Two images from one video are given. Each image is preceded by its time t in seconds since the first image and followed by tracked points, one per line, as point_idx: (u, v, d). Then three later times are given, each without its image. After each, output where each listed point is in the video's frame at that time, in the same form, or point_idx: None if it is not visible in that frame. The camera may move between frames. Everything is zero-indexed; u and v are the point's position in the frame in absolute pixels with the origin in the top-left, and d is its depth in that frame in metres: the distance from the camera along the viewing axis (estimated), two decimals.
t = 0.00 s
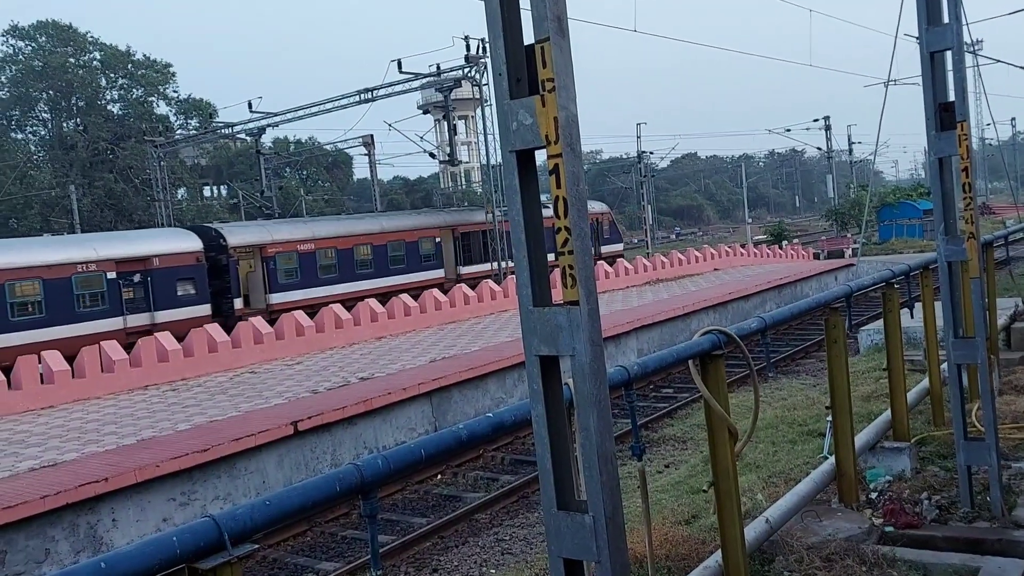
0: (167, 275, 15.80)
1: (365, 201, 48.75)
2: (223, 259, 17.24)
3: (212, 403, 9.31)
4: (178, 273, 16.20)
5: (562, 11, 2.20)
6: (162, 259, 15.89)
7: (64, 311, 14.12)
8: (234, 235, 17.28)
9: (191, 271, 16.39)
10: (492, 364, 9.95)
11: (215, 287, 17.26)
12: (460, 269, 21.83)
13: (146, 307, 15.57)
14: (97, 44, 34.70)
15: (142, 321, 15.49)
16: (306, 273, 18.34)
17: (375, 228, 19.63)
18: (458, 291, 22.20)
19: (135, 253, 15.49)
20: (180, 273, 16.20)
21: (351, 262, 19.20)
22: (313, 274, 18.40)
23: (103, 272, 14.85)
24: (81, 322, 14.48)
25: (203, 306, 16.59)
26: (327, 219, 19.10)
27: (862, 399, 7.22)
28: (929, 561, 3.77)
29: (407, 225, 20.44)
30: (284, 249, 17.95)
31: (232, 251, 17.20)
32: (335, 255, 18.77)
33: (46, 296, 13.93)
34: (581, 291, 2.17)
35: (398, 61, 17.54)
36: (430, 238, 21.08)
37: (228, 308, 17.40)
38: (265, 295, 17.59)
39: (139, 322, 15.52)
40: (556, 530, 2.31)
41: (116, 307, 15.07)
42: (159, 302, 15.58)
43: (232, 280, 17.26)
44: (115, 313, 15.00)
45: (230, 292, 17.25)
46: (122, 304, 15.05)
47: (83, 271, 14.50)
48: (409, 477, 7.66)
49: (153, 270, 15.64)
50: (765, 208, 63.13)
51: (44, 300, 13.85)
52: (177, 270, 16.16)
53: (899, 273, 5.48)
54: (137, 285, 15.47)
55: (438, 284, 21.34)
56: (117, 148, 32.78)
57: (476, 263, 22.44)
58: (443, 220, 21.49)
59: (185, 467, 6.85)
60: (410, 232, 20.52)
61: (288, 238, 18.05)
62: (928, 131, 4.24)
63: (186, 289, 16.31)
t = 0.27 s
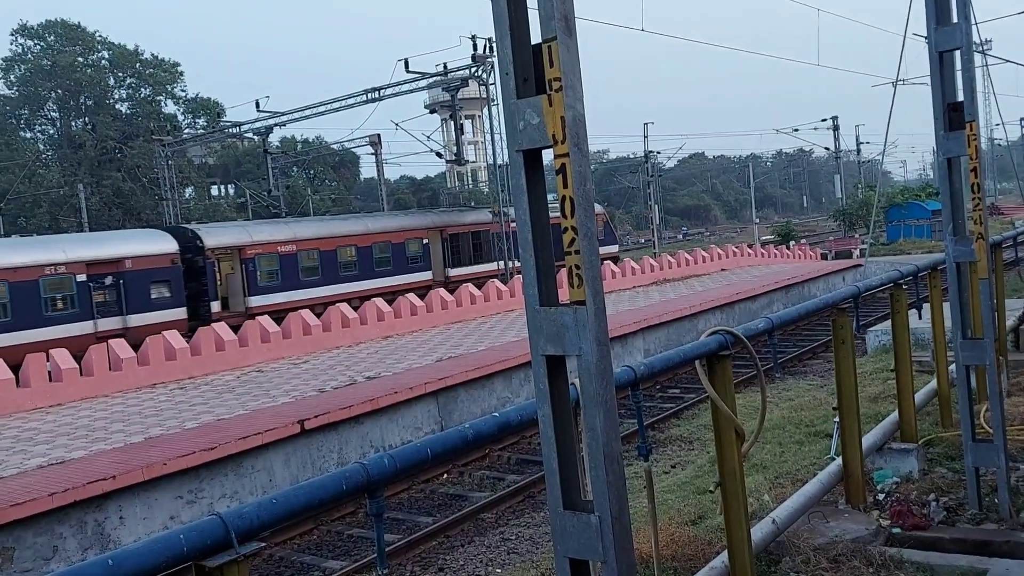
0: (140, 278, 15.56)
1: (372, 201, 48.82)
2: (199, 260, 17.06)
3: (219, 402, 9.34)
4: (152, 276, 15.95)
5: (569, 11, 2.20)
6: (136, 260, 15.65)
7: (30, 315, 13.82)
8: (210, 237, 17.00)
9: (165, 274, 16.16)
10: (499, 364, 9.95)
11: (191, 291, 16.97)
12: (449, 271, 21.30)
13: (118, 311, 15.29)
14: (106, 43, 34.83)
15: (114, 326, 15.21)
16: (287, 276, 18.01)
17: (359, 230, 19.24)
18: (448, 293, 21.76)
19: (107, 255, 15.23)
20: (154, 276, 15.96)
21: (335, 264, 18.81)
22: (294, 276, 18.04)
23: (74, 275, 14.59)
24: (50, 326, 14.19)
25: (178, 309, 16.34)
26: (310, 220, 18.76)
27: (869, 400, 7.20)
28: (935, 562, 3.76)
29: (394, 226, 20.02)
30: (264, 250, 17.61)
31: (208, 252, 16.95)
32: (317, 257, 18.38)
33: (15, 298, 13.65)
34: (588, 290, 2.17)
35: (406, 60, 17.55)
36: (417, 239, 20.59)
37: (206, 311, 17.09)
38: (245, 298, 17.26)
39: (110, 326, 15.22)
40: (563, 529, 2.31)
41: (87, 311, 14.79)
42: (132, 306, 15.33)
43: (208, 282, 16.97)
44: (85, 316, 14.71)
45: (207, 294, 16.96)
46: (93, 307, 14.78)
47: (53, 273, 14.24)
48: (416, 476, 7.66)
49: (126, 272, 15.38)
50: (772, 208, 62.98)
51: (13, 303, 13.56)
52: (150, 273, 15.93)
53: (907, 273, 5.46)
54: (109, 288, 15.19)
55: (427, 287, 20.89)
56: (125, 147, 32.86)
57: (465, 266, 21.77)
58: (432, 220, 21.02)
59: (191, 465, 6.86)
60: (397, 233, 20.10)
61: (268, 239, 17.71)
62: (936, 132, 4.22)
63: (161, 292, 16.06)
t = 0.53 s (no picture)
0: (109, 282, 15.10)
1: (377, 201, 48.88)
2: (172, 263, 16.38)
3: (225, 401, 9.36)
4: (121, 279, 15.49)
5: (574, 11, 2.20)
6: (105, 264, 15.20)
7: None
8: (185, 239, 16.55)
9: (136, 278, 15.70)
10: (503, 364, 9.95)
11: (164, 295, 16.41)
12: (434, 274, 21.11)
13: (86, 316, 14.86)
14: (112, 43, 34.93)
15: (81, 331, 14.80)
16: (265, 279, 17.68)
17: (341, 232, 18.99)
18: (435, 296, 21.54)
19: (74, 259, 14.78)
20: (124, 279, 15.51)
21: (315, 267, 18.54)
22: (272, 280, 17.71)
23: (39, 279, 14.16)
24: (13, 332, 13.78)
25: (150, 314, 15.89)
26: (289, 223, 18.46)
27: (874, 401, 7.18)
28: (940, 564, 3.76)
29: (377, 228, 19.80)
30: (240, 253, 17.28)
31: (182, 255, 16.42)
32: (296, 260, 18.08)
33: None
34: (593, 291, 2.17)
35: (411, 61, 17.57)
36: (401, 241, 20.39)
37: (179, 316, 16.59)
38: (220, 303, 16.85)
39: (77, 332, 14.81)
40: (566, 531, 2.31)
41: (53, 316, 14.37)
42: (100, 311, 14.89)
43: (181, 286, 16.45)
44: (50, 322, 14.30)
45: (180, 299, 16.41)
46: (59, 313, 14.35)
47: (17, 278, 13.80)
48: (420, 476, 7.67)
49: (94, 277, 14.93)
50: (777, 209, 62.89)
51: None
52: (120, 277, 15.46)
53: (912, 275, 5.44)
54: (76, 292, 14.76)
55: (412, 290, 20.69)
56: (130, 147, 32.93)
57: (452, 268, 21.68)
58: (417, 222, 20.84)
59: (196, 464, 6.88)
60: (380, 235, 19.86)
61: (244, 242, 17.38)
62: (942, 133, 4.21)
63: (131, 297, 15.60)
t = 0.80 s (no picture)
0: (76, 286, 14.60)
1: (382, 201, 48.91)
2: (144, 267, 16.10)
3: (229, 402, 9.37)
4: (89, 283, 14.97)
5: (580, 13, 2.20)
6: (72, 267, 14.68)
7: None
8: (156, 243, 16.05)
9: (105, 282, 15.18)
10: (508, 365, 9.95)
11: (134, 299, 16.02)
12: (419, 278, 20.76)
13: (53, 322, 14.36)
14: (118, 43, 35.06)
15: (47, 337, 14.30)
16: (241, 283, 17.18)
17: (322, 235, 18.59)
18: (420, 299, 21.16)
19: (40, 262, 14.26)
20: (92, 284, 14.98)
21: (294, 271, 18.10)
22: (249, 284, 17.21)
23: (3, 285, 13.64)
24: None
25: (119, 320, 15.40)
26: (268, 225, 18.04)
27: (880, 403, 7.17)
28: (945, 566, 3.75)
29: (359, 231, 19.38)
30: (214, 256, 16.81)
31: (153, 259, 16.02)
32: (274, 264, 17.63)
33: None
34: (598, 292, 2.18)
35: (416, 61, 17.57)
36: (386, 244, 20.01)
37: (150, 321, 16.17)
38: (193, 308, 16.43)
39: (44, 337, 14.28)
40: (571, 531, 2.31)
41: (19, 322, 13.85)
42: (67, 316, 14.40)
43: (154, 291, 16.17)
44: (15, 328, 13.79)
45: (151, 304, 16.19)
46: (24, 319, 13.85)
47: None
48: (424, 477, 7.67)
49: (61, 281, 14.42)
50: (783, 210, 62.75)
51: None
52: (88, 281, 14.94)
53: (918, 276, 5.43)
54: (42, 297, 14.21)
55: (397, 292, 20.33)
56: (136, 147, 33.00)
57: (437, 271, 21.28)
58: (401, 224, 20.41)
59: (201, 464, 6.89)
60: (362, 237, 19.44)
61: (219, 245, 16.92)
62: (948, 134, 4.20)
63: (100, 301, 15.09)
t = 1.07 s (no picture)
0: (42, 290, 14.16)
1: (387, 201, 48.97)
2: (113, 270, 15.60)
3: (235, 401, 9.39)
4: (55, 288, 14.51)
5: (585, 12, 2.20)
6: (37, 271, 14.25)
7: None
8: (126, 245, 15.63)
9: (72, 286, 14.72)
10: (513, 365, 9.95)
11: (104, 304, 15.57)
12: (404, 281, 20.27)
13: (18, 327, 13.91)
14: (125, 44, 35.16)
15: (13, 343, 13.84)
16: (216, 286, 16.72)
17: (302, 237, 18.16)
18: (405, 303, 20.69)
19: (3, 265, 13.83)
20: (58, 288, 14.52)
21: (272, 274, 17.67)
22: (225, 287, 16.76)
23: None
24: None
25: (87, 325, 14.94)
26: (246, 227, 17.62)
27: (886, 403, 7.14)
28: (952, 566, 3.74)
29: (341, 233, 18.98)
30: (187, 259, 16.36)
31: (124, 262, 15.54)
32: (252, 266, 17.18)
33: None
34: (603, 292, 2.17)
35: (421, 61, 17.58)
36: (369, 246, 19.55)
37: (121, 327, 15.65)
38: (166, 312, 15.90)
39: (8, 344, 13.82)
40: (577, 531, 2.31)
41: None
42: (33, 321, 13.95)
43: (123, 294, 15.54)
44: None
45: (122, 308, 15.63)
46: None
47: None
48: (430, 477, 7.68)
49: (25, 285, 13.98)
50: (789, 210, 62.63)
51: None
52: (54, 285, 14.49)
53: (924, 276, 5.41)
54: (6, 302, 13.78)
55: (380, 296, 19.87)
56: (143, 147, 33.09)
57: (423, 274, 20.78)
58: (384, 226, 19.96)
59: (207, 464, 6.90)
60: (344, 239, 19.01)
61: (193, 247, 16.46)
62: (954, 133, 4.19)
63: (66, 306, 14.61)
